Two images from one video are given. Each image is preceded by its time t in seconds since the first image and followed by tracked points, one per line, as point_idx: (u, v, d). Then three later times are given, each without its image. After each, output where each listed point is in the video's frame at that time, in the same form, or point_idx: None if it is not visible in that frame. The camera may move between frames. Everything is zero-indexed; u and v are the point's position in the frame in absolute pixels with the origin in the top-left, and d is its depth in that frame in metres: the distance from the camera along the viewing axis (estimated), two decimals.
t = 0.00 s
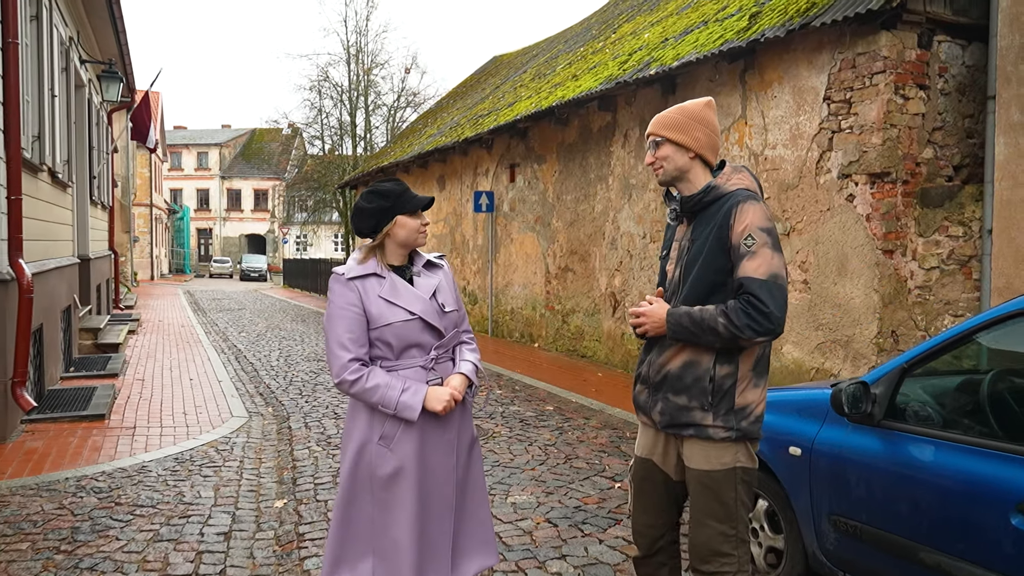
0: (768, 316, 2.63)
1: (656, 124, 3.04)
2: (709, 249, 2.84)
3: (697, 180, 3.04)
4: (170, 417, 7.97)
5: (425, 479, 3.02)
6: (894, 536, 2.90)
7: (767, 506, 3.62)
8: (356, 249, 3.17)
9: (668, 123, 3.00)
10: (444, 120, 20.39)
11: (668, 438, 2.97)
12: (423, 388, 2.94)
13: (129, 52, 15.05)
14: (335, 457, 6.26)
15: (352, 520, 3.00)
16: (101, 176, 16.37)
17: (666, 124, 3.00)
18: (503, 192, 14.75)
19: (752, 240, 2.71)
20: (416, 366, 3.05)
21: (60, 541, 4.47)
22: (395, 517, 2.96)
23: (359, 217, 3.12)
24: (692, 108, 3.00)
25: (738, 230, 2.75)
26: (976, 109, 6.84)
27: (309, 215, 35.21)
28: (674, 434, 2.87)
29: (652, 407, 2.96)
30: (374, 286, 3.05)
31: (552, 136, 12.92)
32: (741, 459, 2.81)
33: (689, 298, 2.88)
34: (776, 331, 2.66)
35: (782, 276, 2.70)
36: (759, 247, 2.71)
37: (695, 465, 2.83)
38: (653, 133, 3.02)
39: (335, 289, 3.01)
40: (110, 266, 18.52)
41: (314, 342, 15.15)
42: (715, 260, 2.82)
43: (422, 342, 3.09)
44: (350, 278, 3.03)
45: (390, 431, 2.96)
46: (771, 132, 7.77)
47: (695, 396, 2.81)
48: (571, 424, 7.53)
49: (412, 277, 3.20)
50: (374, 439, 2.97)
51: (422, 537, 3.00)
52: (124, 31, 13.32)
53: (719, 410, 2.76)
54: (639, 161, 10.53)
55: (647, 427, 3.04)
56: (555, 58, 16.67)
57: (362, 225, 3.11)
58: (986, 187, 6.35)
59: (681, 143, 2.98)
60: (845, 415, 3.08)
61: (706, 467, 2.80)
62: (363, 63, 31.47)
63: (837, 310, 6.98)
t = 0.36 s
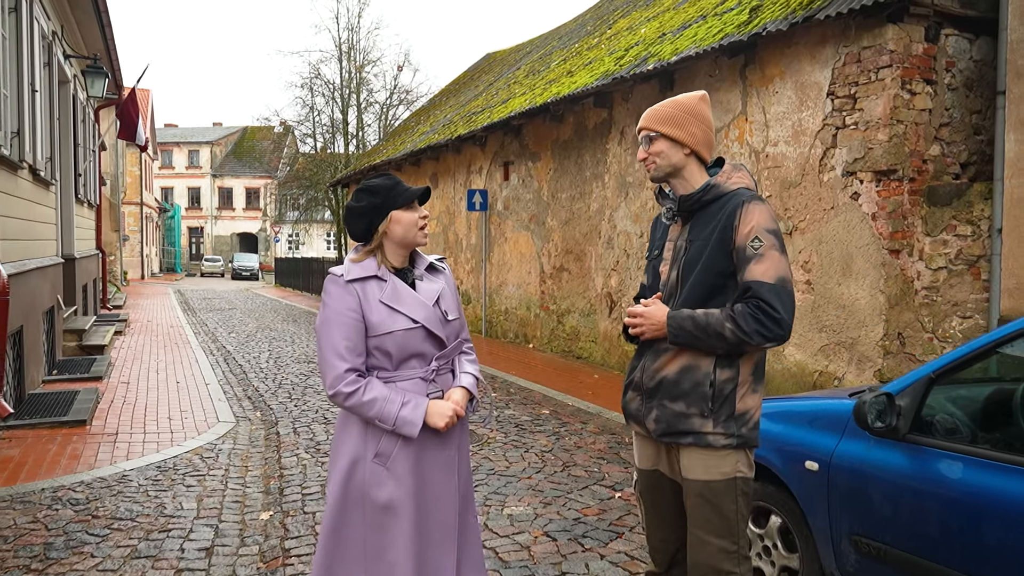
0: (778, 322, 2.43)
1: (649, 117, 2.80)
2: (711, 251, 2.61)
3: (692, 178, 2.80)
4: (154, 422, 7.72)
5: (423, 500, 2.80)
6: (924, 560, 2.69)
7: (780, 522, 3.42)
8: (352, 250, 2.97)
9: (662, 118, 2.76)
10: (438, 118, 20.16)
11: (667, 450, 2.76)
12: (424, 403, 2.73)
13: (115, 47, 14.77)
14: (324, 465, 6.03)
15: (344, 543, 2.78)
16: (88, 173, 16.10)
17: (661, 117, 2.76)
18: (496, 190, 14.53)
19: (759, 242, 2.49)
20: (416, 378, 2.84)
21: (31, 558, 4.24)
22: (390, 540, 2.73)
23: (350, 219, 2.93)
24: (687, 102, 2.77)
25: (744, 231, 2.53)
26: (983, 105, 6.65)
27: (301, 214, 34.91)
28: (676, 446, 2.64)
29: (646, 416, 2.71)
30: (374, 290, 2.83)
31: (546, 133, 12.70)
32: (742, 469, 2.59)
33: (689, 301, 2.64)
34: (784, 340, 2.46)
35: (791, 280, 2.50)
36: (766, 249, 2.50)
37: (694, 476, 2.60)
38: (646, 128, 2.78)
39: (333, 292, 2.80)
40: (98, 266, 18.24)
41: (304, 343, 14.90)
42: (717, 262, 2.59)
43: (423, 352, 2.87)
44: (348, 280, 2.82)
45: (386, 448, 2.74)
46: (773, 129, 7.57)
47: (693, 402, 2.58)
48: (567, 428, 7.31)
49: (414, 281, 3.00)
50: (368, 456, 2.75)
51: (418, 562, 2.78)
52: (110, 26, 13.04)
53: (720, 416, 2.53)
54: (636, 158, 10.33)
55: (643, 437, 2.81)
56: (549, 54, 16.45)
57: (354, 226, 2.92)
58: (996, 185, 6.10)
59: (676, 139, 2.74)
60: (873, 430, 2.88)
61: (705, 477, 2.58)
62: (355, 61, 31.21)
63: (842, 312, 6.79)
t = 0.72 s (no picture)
0: (793, 322, 2.29)
1: (636, 115, 2.60)
2: (716, 251, 2.42)
3: (684, 177, 2.61)
4: (144, 427, 7.54)
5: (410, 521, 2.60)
6: None
7: (792, 538, 3.23)
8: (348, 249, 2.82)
9: (651, 115, 2.56)
10: (436, 117, 19.97)
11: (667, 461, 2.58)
12: (410, 417, 2.53)
13: (108, 45, 14.58)
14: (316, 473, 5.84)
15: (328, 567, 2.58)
16: (82, 173, 15.91)
17: (650, 115, 2.56)
18: (495, 190, 14.35)
19: (769, 240, 2.33)
20: (405, 390, 2.64)
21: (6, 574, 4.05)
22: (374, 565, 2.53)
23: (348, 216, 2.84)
24: (675, 99, 2.59)
25: (752, 230, 2.36)
26: (994, 101, 6.48)
27: (299, 214, 34.71)
28: (684, 458, 2.45)
29: (653, 428, 2.50)
30: (365, 291, 2.66)
31: (546, 132, 12.51)
32: (753, 479, 2.42)
33: (694, 306, 2.45)
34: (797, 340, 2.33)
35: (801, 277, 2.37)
36: (776, 248, 2.33)
37: (704, 489, 2.40)
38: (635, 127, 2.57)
39: (322, 292, 2.64)
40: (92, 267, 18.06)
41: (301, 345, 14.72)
42: (723, 262, 2.41)
43: (414, 361, 2.67)
44: (339, 280, 2.65)
45: (370, 464, 2.56)
46: (777, 126, 7.39)
47: (707, 408, 2.38)
48: (567, 433, 7.12)
49: (413, 284, 2.81)
50: (353, 472, 2.58)
51: None
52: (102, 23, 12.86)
53: (737, 420, 2.36)
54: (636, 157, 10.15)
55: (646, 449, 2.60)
56: (548, 52, 16.28)
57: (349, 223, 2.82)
58: (1009, 183, 5.89)
59: (668, 138, 2.55)
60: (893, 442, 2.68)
61: (716, 488, 2.38)
62: (354, 60, 31.01)
63: (849, 314, 6.61)
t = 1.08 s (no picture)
0: (800, 320, 2.18)
1: (613, 113, 2.43)
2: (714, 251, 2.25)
3: (669, 176, 2.43)
4: (128, 433, 7.34)
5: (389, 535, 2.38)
6: None
7: (795, 556, 3.04)
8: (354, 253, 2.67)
9: (631, 112, 2.40)
10: (434, 116, 19.78)
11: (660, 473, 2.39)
12: (380, 429, 2.33)
13: (99, 43, 14.37)
14: (302, 481, 5.65)
15: None
16: (74, 172, 15.70)
17: (631, 111, 2.39)
18: (492, 189, 14.16)
19: (771, 236, 2.20)
20: (386, 401, 2.43)
21: None
22: None
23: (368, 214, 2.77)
24: (654, 94, 2.43)
25: (752, 226, 2.21)
26: (1001, 96, 6.30)
27: (297, 214, 34.50)
28: (685, 471, 2.27)
29: (653, 442, 2.29)
30: (353, 294, 2.50)
31: (542, 130, 12.32)
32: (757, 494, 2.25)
33: (694, 311, 2.27)
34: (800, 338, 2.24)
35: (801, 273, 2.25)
36: (778, 244, 2.21)
37: (703, 503, 2.21)
38: (614, 125, 2.40)
39: (314, 295, 2.54)
40: (86, 268, 17.87)
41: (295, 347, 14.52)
42: (723, 263, 2.24)
43: (397, 371, 2.44)
44: (329, 282, 2.52)
45: (348, 472, 2.41)
46: (778, 123, 7.19)
47: (713, 416, 2.20)
48: (563, 438, 6.92)
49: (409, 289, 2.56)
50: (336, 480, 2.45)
51: None
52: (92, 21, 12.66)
53: (743, 427, 2.19)
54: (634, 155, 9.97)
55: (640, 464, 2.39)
56: (546, 50, 16.07)
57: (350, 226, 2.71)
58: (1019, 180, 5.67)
59: (650, 135, 2.38)
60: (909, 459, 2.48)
61: (715, 503, 2.19)
62: (351, 59, 30.78)
63: (852, 316, 6.41)
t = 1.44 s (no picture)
0: (800, 337, 1.98)
1: (610, 106, 2.26)
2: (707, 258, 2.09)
3: (667, 177, 2.27)
4: (113, 438, 7.19)
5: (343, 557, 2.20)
6: None
7: None
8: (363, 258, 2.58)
9: (629, 106, 2.22)
10: (432, 115, 19.61)
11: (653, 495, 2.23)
12: (338, 443, 2.20)
13: (93, 42, 14.20)
14: (288, 490, 5.49)
15: None
16: (67, 172, 15.54)
17: (629, 106, 2.22)
18: (489, 189, 14.00)
19: (768, 243, 2.02)
20: (353, 415, 2.29)
21: None
22: None
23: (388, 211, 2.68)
24: (655, 88, 2.26)
25: (747, 232, 2.05)
26: (1006, 94, 6.15)
27: (296, 215, 34.33)
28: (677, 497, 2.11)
29: (642, 463, 2.14)
30: (336, 299, 2.40)
31: (539, 129, 12.16)
32: (750, 526, 2.09)
33: (685, 324, 2.11)
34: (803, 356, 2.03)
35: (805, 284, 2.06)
36: (776, 252, 2.03)
37: (694, 533, 2.06)
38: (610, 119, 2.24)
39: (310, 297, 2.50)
40: (82, 267, 17.71)
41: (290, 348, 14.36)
42: (716, 272, 2.08)
43: (365, 384, 2.29)
44: (319, 284, 2.45)
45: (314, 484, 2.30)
46: (778, 121, 7.03)
47: (704, 438, 2.04)
48: (558, 444, 6.76)
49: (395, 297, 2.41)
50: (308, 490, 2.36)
51: None
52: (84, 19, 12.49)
53: (738, 453, 2.02)
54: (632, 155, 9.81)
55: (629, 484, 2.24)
56: (545, 49, 15.91)
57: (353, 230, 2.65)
58: None
59: (649, 132, 2.22)
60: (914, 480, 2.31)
61: (708, 533, 2.04)
62: (350, 58, 30.60)
63: (853, 319, 6.27)
